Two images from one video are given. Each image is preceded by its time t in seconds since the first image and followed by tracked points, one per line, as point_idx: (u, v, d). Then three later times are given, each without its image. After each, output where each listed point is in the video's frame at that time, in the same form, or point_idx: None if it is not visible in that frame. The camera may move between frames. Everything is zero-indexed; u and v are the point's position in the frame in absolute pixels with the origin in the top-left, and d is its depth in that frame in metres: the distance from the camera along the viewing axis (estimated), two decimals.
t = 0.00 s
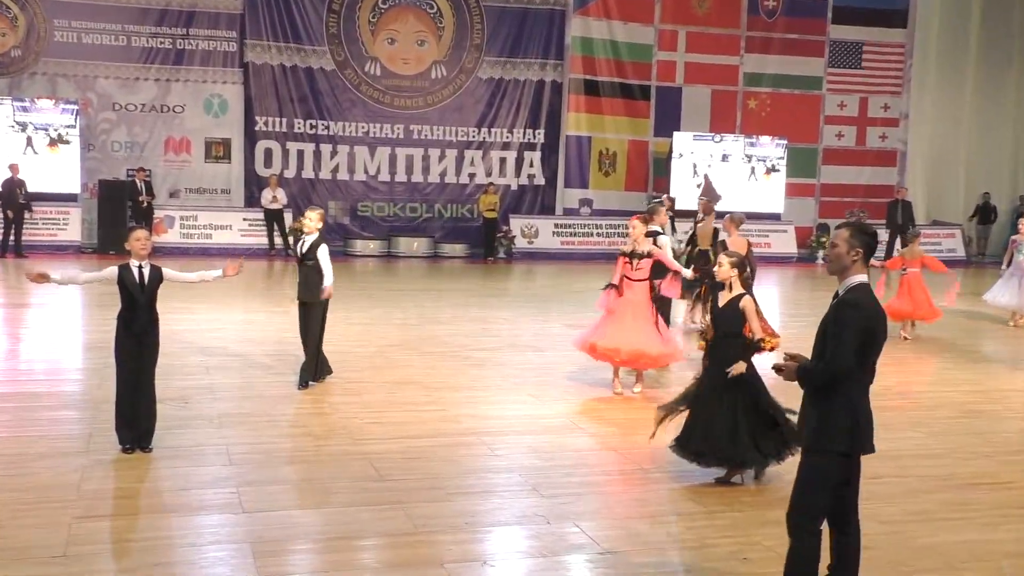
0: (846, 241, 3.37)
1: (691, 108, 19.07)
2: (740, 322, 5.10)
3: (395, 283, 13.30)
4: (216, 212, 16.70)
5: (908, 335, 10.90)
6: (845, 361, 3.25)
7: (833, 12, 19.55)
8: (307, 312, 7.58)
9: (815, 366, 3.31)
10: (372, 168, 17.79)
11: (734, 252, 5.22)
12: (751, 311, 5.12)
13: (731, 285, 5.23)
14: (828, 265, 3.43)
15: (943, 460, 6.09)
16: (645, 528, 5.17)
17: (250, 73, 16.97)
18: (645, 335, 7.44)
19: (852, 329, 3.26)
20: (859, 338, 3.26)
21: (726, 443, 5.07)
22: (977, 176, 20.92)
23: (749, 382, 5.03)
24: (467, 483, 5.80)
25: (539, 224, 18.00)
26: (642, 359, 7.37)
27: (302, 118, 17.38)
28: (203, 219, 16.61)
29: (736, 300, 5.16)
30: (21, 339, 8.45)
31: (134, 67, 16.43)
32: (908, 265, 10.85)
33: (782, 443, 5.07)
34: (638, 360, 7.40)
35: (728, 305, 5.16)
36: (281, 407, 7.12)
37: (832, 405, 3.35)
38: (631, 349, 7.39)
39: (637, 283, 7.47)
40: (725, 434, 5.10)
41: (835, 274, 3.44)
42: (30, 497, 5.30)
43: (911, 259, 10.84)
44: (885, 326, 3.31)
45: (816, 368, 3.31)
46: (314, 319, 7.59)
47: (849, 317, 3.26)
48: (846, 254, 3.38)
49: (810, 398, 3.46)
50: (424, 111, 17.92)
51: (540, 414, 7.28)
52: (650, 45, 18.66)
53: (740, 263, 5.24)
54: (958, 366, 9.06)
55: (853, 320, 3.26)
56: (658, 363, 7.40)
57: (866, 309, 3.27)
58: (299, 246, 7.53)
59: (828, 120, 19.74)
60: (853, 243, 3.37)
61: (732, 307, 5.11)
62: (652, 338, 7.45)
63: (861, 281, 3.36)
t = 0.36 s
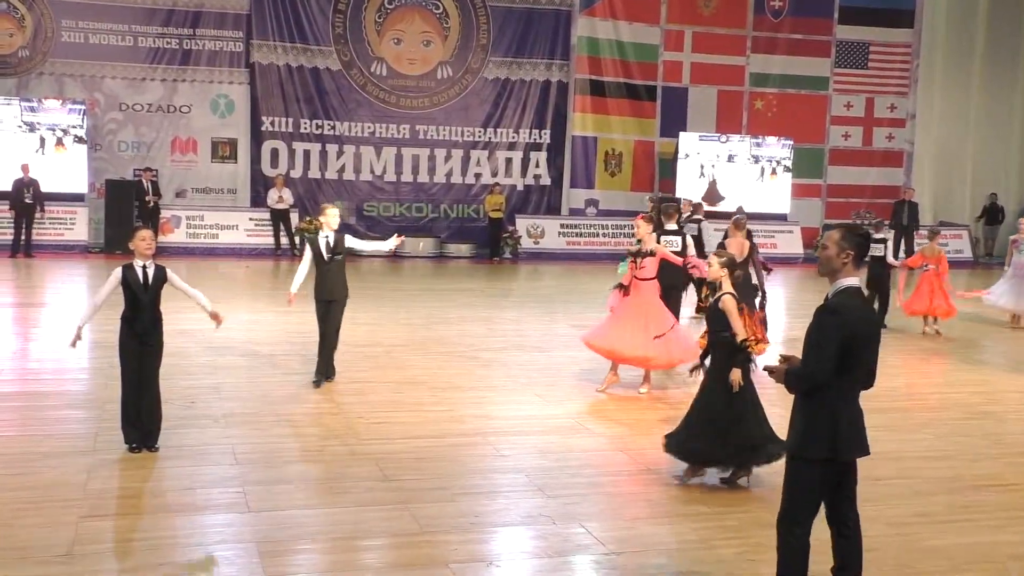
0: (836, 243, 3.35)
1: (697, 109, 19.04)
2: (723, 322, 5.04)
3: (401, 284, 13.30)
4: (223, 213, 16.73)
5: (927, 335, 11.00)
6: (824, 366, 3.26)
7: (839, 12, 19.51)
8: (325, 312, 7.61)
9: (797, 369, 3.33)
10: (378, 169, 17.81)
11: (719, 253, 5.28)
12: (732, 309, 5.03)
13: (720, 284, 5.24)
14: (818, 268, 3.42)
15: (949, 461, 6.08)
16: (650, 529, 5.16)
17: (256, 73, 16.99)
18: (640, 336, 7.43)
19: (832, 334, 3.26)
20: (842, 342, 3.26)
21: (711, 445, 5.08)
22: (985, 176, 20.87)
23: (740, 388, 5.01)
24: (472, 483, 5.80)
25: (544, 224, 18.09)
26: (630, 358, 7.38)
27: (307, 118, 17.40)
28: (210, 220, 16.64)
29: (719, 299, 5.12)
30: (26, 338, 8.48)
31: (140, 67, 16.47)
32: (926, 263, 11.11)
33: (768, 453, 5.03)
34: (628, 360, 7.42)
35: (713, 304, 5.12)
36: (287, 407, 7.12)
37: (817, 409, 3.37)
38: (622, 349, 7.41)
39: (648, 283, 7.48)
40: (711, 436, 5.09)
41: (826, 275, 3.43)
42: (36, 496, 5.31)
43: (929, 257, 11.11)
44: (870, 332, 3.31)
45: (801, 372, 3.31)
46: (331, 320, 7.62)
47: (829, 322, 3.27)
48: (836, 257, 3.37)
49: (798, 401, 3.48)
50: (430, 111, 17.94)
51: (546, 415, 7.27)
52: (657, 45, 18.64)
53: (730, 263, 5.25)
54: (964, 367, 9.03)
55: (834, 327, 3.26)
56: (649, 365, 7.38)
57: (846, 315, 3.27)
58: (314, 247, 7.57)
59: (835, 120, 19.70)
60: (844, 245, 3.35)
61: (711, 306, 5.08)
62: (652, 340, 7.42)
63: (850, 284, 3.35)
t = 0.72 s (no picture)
0: (825, 246, 3.39)
1: (709, 110, 19.01)
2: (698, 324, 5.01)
3: (413, 285, 13.32)
4: (235, 213, 16.79)
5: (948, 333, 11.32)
6: (806, 375, 3.30)
7: (853, 13, 19.45)
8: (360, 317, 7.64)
9: (783, 374, 3.39)
10: (390, 170, 17.83)
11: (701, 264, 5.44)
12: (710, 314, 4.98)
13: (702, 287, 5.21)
14: (808, 270, 3.47)
15: (963, 464, 6.04)
16: (663, 531, 5.15)
17: (269, 75, 17.03)
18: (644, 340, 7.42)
19: (814, 342, 3.30)
20: (829, 348, 3.30)
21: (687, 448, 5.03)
22: (999, 178, 20.78)
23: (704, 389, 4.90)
24: (485, 485, 5.80)
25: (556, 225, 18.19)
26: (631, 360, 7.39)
27: (320, 119, 17.43)
28: (222, 221, 16.71)
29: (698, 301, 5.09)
30: (41, 339, 8.52)
31: (154, 68, 16.53)
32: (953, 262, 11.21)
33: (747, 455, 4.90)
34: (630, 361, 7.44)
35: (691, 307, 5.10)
36: (300, 408, 7.14)
37: (804, 414, 3.42)
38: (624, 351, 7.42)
39: (655, 286, 7.50)
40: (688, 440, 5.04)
41: (817, 277, 3.48)
42: (51, 496, 5.34)
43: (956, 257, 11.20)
44: (857, 339, 3.33)
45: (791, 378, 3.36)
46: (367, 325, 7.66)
47: (814, 330, 3.31)
48: (825, 260, 3.41)
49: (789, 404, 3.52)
50: (443, 113, 17.96)
51: (558, 416, 7.27)
52: (669, 46, 18.61)
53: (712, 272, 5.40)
54: (978, 369, 8.98)
55: (823, 334, 3.30)
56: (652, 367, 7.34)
57: (830, 323, 3.30)
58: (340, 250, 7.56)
59: (849, 121, 19.63)
60: (832, 249, 3.39)
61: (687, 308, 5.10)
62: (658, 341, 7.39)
63: (841, 288, 3.39)
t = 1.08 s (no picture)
0: (814, 249, 3.38)
1: (715, 111, 18.99)
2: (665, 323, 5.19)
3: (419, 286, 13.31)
4: (241, 215, 16.81)
5: (969, 332, 11.40)
6: (798, 379, 3.31)
7: (860, 13, 19.43)
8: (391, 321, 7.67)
9: (777, 379, 3.40)
10: (395, 171, 17.84)
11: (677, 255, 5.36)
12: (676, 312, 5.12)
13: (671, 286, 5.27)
14: (800, 272, 3.47)
15: (971, 466, 6.03)
16: (669, 533, 5.14)
17: (275, 76, 17.05)
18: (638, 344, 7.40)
19: (804, 346, 3.31)
20: (823, 353, 3.31)
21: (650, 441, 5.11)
22: (1006, 179, 20.71)
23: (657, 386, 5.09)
24: (490, 486, 5.80)
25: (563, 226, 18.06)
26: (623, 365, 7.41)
27: (326, 120, 17.45)
28: (228, 222, 16.73)
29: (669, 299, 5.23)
30: (48, 340, 8.54)
31: (160, 70, 16.56)
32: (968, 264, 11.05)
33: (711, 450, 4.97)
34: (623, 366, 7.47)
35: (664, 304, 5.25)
36: (306, 409, 7.14)
37: (798, 417, 3.44)
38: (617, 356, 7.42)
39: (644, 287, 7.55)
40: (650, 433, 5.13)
41: (811, 279, 3.47)
42: (57, 497, 5.34)
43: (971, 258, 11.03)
44: (851, 342, 3.34)
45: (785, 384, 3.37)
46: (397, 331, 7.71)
47: (807, 334, 3.32)
48: (817, 263, 3.40)
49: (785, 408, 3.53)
50: (448, 114, 17.97)
51: (563, 418, 7.26)
52: (675, 47, 18.60)
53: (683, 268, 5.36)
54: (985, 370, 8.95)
55: (816, 338, 3.30)
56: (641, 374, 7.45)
57: (821, 327, 3.31)
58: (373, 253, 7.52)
59: (855, 122, 19.61)
60: (822, 251, 3.37)
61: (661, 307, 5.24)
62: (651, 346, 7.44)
63: (835, 290, 3.39)
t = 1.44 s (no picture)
0: (824, 249, 3.38)
1: (722, 112, 18.97)
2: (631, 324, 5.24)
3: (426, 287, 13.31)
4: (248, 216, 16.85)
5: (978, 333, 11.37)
6: (805, 379, 3.31)
7: (868, 14, 19.40)
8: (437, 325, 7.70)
9: (786, 380, 3.40)
10: (403, 172, 17.85)
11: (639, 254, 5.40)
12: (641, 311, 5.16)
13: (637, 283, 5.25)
14: (810, 273, 3.47)
15: (979, 467, 6.01)
16: (676, 534, 5.13)
17: (282, 77, 17.08)
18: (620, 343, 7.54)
19: (811, 348, 3.31)
20: (830, 354, 3.31)
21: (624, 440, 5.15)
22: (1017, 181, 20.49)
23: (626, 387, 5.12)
24: (497, 486, 5.80)
25: (570, 228, 18.31)
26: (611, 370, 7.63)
27: (333, 121, 17.47)
28: (236, 223, 16.77)
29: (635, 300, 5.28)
30: (57, 341, 8.57)
31: (168, 71, 16.60)
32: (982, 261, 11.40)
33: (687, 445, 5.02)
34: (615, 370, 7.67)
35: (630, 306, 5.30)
36: (314, 410, 7.15)
37: (807, 419, 3.44)
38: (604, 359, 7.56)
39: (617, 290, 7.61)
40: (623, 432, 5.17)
41: (822, 280, 3.47)
42: (65, 497, 5.36)
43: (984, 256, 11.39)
44: (859, 341, 3.34)
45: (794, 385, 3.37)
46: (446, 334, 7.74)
47: (814, 334, 3.32)
48: (826, 263, 3.40)
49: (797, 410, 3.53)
50: (455, 115, 17.98)
51: (571, 419, 7.26)
52: (683, 48, 18.59)
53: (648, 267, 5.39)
54: (994, 372, 8.93)
55: (823, 338, 3.31)
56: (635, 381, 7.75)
57: (828, 326, 3.31)
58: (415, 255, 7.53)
59: (863, 123, 19.57)
60: (831, 251, 3.37)
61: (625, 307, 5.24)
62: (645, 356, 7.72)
63: (845, 290, 3.38)
